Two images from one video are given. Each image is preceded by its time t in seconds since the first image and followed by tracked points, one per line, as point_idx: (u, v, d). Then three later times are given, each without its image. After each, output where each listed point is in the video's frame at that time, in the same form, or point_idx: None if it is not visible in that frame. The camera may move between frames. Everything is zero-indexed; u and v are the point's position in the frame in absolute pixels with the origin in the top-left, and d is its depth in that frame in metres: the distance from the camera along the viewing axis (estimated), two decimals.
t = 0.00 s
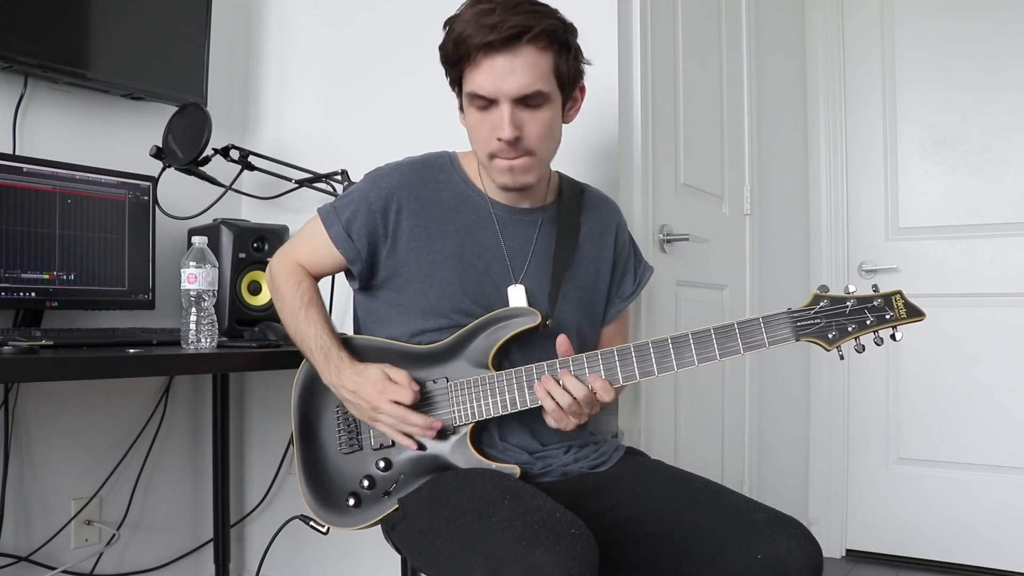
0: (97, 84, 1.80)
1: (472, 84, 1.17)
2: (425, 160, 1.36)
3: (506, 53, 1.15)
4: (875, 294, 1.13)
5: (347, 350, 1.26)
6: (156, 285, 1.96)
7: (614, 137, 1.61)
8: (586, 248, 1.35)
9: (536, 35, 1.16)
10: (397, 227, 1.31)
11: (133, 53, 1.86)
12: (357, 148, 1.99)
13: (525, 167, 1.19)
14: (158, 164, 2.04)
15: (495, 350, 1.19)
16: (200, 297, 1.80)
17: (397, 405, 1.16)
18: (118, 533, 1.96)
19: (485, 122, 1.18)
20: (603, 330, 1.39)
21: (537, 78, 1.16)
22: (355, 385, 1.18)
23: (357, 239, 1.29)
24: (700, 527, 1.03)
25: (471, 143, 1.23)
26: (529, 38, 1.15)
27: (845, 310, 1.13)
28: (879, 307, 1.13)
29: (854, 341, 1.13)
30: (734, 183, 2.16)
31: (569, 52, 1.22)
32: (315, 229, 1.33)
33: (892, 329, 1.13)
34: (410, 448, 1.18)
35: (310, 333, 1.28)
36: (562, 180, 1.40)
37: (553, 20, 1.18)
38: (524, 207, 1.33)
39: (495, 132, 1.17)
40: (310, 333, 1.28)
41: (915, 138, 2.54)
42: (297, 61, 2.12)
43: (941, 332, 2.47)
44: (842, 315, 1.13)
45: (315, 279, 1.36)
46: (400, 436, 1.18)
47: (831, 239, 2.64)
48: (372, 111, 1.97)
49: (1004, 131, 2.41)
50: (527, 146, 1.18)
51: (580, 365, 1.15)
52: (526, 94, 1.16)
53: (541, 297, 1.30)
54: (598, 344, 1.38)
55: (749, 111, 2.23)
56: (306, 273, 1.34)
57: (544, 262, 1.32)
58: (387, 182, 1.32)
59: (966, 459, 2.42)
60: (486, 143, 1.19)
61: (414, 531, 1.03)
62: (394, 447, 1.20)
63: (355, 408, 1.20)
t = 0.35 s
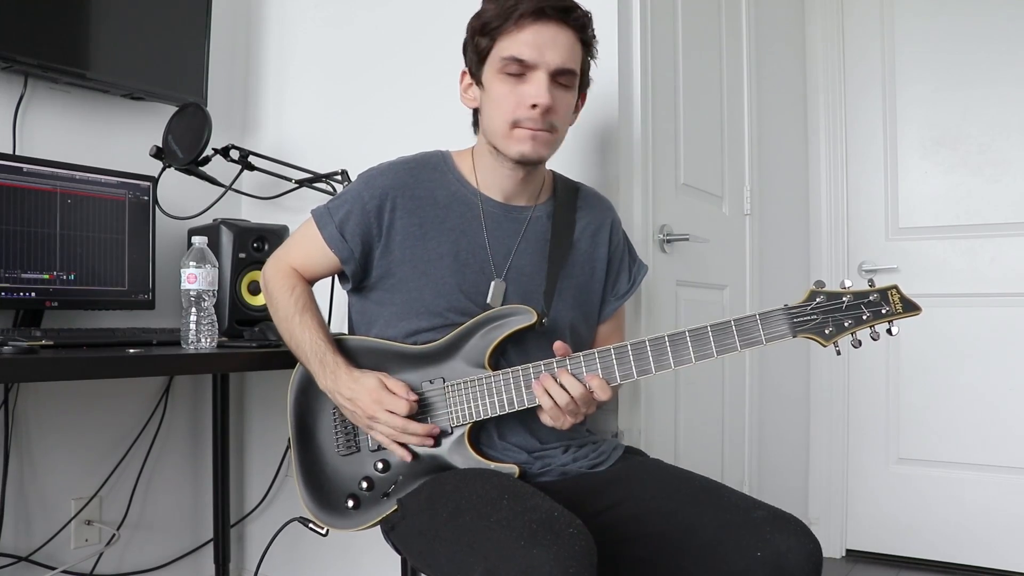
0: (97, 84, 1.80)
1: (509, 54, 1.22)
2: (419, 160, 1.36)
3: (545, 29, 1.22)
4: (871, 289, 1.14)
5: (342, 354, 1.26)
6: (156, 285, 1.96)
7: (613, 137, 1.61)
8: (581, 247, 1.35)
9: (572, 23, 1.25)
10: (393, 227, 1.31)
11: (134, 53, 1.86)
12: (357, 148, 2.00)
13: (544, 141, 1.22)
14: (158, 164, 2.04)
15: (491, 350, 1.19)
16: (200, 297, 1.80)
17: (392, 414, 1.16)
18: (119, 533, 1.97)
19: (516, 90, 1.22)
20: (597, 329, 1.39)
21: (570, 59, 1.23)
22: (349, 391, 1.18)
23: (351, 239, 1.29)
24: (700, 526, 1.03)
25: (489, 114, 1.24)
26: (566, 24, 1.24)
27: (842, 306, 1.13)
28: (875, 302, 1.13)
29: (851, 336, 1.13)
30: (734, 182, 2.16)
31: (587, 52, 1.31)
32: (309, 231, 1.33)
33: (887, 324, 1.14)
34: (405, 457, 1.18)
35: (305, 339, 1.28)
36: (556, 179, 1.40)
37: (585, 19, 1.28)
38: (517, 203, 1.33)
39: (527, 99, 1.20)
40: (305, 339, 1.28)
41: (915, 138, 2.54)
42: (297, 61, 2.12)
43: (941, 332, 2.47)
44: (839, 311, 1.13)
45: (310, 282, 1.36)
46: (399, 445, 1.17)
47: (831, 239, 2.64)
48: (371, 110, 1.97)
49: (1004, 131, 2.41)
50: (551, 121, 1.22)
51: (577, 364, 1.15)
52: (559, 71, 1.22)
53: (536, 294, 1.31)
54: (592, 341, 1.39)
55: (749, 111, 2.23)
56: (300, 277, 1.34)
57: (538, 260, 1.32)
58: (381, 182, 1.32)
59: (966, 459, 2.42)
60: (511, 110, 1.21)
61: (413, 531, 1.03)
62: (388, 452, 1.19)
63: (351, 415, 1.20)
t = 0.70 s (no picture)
0: (97, 84, 1.80)
1: (518, 86, 1.18)
2: (424, 159, 1.36)
3: (541, 48, 1.19)
4: (872, 289, 1.13)
5: (345, 351, 1.27)
6: (156, 285, 1.96)
7: (613, 137, 1.61)
8: (584, 247, 1.35)
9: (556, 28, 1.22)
10: (397, 226, 1.31)
11: (133, 53, 1.85)
12: (357, 148, 2.00)
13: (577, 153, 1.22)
14: (158, 164, 2.04)
15: (494, 349, 1.19)
16: (200, 297, 1.80)
17: (394, 408, 1.17)
18: (119, 533, 1.96)
19: (537, 119, 1.19)
20: (602, 329, 1.39)
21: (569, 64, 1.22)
22: (352, 387, 1.19)
23: (357, 238, 1.30)
24: (703, 525, 1.03)
25: (516, 148, 1.22)
26: (553, 33, 1.21)
27: (843, 306, 1.13)
28: (876, 302, 1.13)
29: (852, 336, 1.13)
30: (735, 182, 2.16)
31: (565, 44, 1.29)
32: (315, 229, 1.33)
33: (889, 324, 1.13)
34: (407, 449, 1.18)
35: (307, 335, 1.28)
36: (561, 181, 1.40)
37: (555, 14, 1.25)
38: (528, 205, 1.34)
39: (554, 121, 1.19)
40: (308, 335, 1.28)
41: (914, 138, 2.54)
42: (297, 61, 2.12)
43: (940, 332, 2.47)
44: (840, 311, 1.13)
45: (315, 279, 1.36)
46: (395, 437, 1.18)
47: (831, 239, 2.64)
48: (371, 110, 1.97)
49: (1004, 131, 2.41)
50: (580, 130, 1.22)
51: (579, 363, 1.15)
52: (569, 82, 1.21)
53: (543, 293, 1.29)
54: (597, 342, 1.38)
55: (749, 111, 2.23)
56: (306, 274, 1.34)
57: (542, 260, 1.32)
58: (386, 181, 1.32)
59: (966, 459, 2.42)
60: (541, 138, 1.20)
61: (414, 531, 1.03)
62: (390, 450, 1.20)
63: (352, 411, 1.20)
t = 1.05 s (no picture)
0: (97, 84, 1.80)
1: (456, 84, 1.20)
2: (426, 159, 1.36)
3: (490, 59, 1.17)
4: (874, 291, 1.13)
5: (347, 352, 1.27)
6: (156, 284, 1.96)
7: (613, 137, 1.61)
8: (585, 249, 1.35)
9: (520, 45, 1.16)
10: (398, 225, 1.31)
11: (134, 53, 1.85)
12: (357, 148, 2.00)
13: (496, 169, 1.21)
14: (158, 164, 2.04)
15: (495, 349, 1.19)
16: (200, 297, 1.80)
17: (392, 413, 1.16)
18: (119, 533, 1.96)
19: (463, 122, 1.20)
20: (602, 331, 1.39)
21: (515, 89, 1.16)
22: (351, 390, 1.18)
23: (358, 238, 1.29)
24: (701, 527, 1.03)
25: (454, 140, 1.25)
26: (512, 49, 1.16)
27: (844, 308, 1.13)
28: (878, 304, 1.13)
29: (853, 338, 1.13)
30: (735, 182, 2.16)
31: (556, 62, 1.21)
32: (317, 229, 1.33)
33: (891, 327, 1.13)
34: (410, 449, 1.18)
35: (308, 338, 1.28)
36: (562, 181, 1.40)
37: (542, 31, 1.18)
38: (521, 205, 1.33)
39: (469, 134, 1.19)
40: (309, 337, 1.28)
41: (915, 138, 2.54)
42: (298, 61, 2.12)
43: (941, 332, 2.47)
44: (841, 312, 1.13)
45: (316, 280, 1.36)
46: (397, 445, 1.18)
47: (831, 239, 2.64)
48: (372, 111, 1.97)
49: (1004, 131, 2.41)
50: (497, 150, 1.19)
51: (579, 364, 1.15)
52: (504, 103, 1.17)
53: (542, 297, 1.30)
54: (597, 343, 1.38)
55: (749, 111, 2.23)
56: (307, 275, 1.34)
57: (542, 261, 1.32)
58: (388, 180, 1.32)
59: (966, 459, 2.42)
60: (461, 140, 1.21)
61: (413, 531, 1.03)
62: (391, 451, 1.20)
63: (353, 414, 1.20)
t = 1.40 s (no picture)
0: (97, 84, 1.80)
1: (525, 88, 1.17)
2: (423, 160, 1.37)
3: (559, 59, 1.17)
4: (871, 286, 1.13)
5: (346, 348, 1.27)
6: (156, 284, 1.96)
7: (613, 136, 1.61)
8: (583, 247, 1.35)
9: (579, 43, 1.20)
10: (396, 226, 1.32)
11: (134, 53, 1.86)
12: (357, 148, 2.00)
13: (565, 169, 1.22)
14: (158, 164, 2.04)
15: (492, 349, 1.19)
16: (200, 297, 1.80)
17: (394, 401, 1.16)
18: (119, 533, 1.96)
19: (536, 125, 1.19)
20: (600, 328, 1.38)
21: (581, 82, 1.20)
22: (350, 381, 1.19)
23: (355, 238, 1.30)
24: (701, 527, 1.03)
25: (508, 148, 1.22)
26: (575, 46, 1.19)
27: (841, 303, 1.13)
28: (875, 299, 1.13)
29: (851, 334, 1.13)
30: (735, 182, 2.16)
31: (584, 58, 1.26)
32: (315, 230, 1.33)
33: (888, 322, 1.13)
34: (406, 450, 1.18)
35: (308, 333, 1.29)
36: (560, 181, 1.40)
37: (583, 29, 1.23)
38: (521, 205, 1.33)
39: (551, 134, 1.18)
40: (309, 333, 1.28)
41: (915, 138, 2.54)
42: (298, 61, 2.12)
43: (941, 332, 2.47)
44: (838, 308, 1.13)
45: (315, 281, 1.36)
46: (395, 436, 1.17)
47: (832, 239, 2.64)
48: (371, 111, 1.97)
49: (1004, 131, 2.41)
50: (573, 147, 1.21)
51: (577, 362, 1.16)
52: (575, 98, 1.20)
53: (541, 296, 1.30)
54: (596, 343, 1.38)
55: (749, 112, 2.23)
56: (306, 276, 1.34)
57: (538, 261, 1.32)
58: (385, 181, 1.32)
59: (967, 459, 2.41)
60: (533, 145, 1.20)
61: (413, 531, 1.03)
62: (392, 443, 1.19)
63: (351, 406, 1.20)
